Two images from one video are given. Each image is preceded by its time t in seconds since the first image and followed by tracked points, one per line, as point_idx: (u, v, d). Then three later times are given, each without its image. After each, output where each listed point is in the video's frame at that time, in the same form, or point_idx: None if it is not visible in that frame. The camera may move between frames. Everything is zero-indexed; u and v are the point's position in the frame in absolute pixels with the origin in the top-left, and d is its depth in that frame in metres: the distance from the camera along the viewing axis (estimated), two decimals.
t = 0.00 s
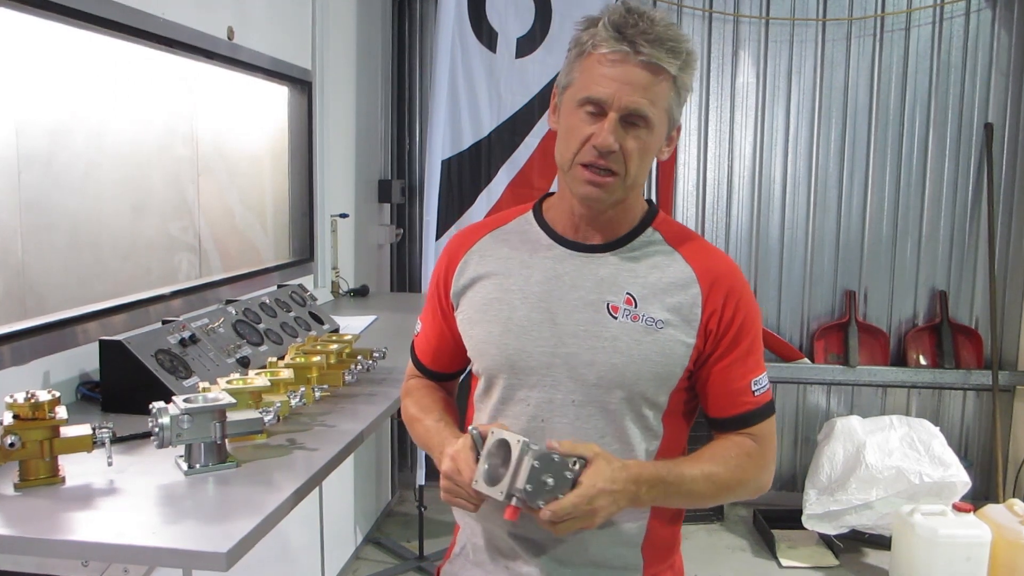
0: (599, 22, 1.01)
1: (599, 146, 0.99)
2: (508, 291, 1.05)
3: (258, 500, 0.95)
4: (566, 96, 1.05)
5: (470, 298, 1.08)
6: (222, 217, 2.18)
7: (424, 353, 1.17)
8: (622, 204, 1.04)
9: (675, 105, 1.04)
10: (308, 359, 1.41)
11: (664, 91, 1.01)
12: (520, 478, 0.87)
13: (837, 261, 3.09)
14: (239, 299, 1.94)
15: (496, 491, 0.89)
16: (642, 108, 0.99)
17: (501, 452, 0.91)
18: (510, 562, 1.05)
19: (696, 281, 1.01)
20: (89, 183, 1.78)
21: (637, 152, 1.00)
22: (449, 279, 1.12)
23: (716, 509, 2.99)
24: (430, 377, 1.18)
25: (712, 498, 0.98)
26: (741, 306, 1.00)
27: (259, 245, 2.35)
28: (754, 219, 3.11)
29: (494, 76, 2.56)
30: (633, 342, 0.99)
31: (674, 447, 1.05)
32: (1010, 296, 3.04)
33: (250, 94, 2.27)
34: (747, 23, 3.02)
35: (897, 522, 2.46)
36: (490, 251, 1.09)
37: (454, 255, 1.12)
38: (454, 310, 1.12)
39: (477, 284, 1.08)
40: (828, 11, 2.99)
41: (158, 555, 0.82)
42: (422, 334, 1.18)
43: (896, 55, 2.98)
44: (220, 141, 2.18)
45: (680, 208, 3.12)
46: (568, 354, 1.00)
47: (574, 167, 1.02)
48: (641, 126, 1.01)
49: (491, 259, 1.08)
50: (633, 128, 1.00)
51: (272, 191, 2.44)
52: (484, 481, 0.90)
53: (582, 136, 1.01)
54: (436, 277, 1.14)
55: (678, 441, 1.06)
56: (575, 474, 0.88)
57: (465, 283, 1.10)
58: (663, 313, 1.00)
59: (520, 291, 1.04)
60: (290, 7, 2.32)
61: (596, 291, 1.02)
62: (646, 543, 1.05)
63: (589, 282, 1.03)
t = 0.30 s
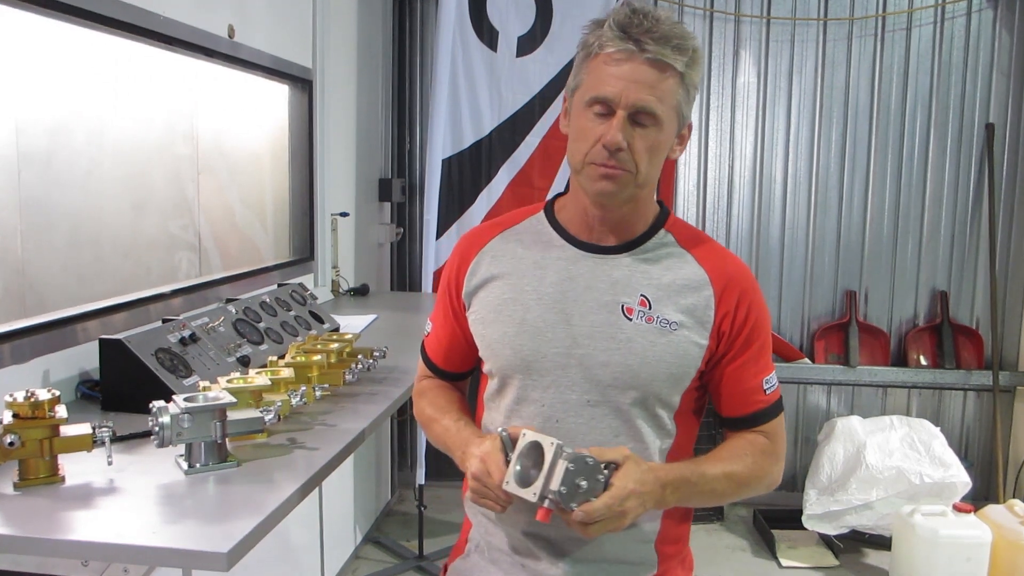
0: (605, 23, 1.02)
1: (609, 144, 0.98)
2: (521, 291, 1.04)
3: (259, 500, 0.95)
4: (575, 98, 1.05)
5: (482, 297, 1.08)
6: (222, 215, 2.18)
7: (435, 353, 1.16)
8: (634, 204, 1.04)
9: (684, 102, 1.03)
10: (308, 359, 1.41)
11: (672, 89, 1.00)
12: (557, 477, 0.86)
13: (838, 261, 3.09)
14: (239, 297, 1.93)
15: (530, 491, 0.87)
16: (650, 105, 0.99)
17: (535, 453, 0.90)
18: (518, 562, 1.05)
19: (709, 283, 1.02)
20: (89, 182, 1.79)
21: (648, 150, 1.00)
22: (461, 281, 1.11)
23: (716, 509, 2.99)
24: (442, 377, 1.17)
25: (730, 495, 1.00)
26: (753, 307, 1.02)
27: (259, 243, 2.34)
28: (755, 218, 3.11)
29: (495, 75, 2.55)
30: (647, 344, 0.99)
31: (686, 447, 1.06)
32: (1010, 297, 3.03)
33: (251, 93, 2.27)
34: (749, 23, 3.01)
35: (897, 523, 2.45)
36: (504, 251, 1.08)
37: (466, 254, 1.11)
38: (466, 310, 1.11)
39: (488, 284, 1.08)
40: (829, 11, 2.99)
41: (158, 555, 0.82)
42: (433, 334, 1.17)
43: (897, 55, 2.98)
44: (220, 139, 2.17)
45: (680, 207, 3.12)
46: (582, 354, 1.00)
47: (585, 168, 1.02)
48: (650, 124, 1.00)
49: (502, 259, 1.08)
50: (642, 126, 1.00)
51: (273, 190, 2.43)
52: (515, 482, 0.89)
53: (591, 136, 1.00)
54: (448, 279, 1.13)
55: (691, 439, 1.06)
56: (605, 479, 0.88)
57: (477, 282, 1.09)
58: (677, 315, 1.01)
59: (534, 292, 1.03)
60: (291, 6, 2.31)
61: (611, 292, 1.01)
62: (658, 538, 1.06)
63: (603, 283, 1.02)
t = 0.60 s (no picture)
0: (599, 16, 1.04)
1: (606, 123, 0.98)
2: (519, 289, 1.02)
3: (260, 499, 0.94)
4: (572, 90, 1.06)
5: (475, 293, 1.05)
6: (222, 214, 2.17)
7: (415, 347, 1.12)
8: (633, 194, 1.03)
9: (681, 90, 1.04)
10: (309, 357, 1.40)
11: (668, 74, 1.02)
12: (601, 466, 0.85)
13: (839, 260, 3.08)
14: (239, 296, 1.93)
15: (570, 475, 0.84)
16: (647, 88, 1.00)
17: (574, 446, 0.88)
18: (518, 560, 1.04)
19: (705, 283, 1.04)
20: (90, 179, 1.75)
21: (646, 131, 1.00)
22: (452, 274, 1.07)
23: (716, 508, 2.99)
24: (423, 373, 1.13)
25: (722, 489, 1.03)
26: (744, 308, 1.05)
27: (259, 242, 2.33)
28: (755, 218, 3.10)
29: (495, 74, 2.55)
30: (648, 343, 0.99)
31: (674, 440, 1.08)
32: (1011, 297, 3.03)
33: (250, 91, 2.26)
34: (749, 22, 3.01)
35: (897, 522, 2.45)
36: (500, 244, 1.06)
37: (459, 247, 1.08)
38: (458, 304, 1.08)
39: (483, 279, 1.06)
40: (830, 10, 2.98)
41: (160, 555, 0.81)
42: (412, 328, 1.12)
43: (898, 55, 2.97)
44: (220, 138, 2.17)
45: (681, 206, 3.12)
46: (582, 352, 1.00)
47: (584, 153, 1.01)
48: (648, 106, 1.01)
49: (499, 253, 1.05)
50: (640, 109, 1.01)
51: (273, 188, 2.43)
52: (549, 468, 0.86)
53: (589, 119, 1.01)
54: (435, 271, 1.09)
55: (679, 434, 1.08)
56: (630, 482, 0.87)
57: (471, 277, 1.06)
58: (676, 314, 1.01)
59: (532, 287, 1.02)
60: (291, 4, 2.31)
61: (610, 289, 1.01)
62: (649, 535, 1.08)
63: (603, 281, 1.02)
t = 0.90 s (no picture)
0: (568, 23, 1.03)
1: (585, 137, 0.98)
2: (507, 284, 1.03)
3: (262, 499, 0.94)
4: (547, 99, 1.05)
5: (467, 293, 1.06)
6: (222, 213, 2.17)
7: (415, 351, 1.14)
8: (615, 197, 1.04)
9: (657, 90, 1.04)
10: (311, 356, 1.41)
11: (643, 77, 1.01)
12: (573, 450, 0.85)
13: (839, 260, 3.08)
14: (239, 295, 1.93)
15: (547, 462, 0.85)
16: (624, 96, 1.00)
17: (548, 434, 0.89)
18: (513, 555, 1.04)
19: (692, 272, 1.03)
20: (90, 178, 1.74)
21: (625, 141, 1.00)
22: (444, 276, 1.09)
23: (716, 507, 3.00)
24: (425, 376, 1.15)
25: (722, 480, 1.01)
26: (734, 295, 1.03)
27: (259, 241, 2.33)
28: (755, 218, 3.10)
29: (494, 72, 2.54)
30: (634, 333, 0.99)
31: (671, 435, 1.06)
32: (1011, 295, 3.03)
33: (250, 90, 2.26)
34: (749, 21, 3.01)
35: (898, 521, 2.46)
36: (488, 245, 1.07)
37: (449, 250, 1.09)
38: (451, 306, 1.09)
39: (475, 278, 1.06)
40: (830, 9, 2.98)
41: (162, 554, 0.81)
42: (412, 334, 1.15)
43: (898, 55, 2.97)
44: (220, 137, 2.16)
45: (681, 205, 3.12)
46: (571, 344, 0.99)
47: (566, 167, 1.01)
48: (625, 113, 1.01)
49: (489, 252, 1.06)
50: (618, 117, 1.00)
51: (273, 187, 2.43)
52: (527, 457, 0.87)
53: (568, 133, 1.01)
54: (429, 275, 1.10)
55: (674, 428, 1.07)
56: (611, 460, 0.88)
57: (461, 279, 1.07)
58: (664, 303, 1.01)
59: (519, 282, 1.03)
60: (291, 3, 2.31)
61: (596, 282, 1.01)
62: (643, 532, 1.07)
63: (589, 274, 1.02)
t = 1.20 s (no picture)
0: (548, 27, 1.03)
1: (573, 139, 0.99)
2: (501, 288, 1.04)
3: (266, 499, 0.94)
4: (533, 104, 1.06)
5: (464, 297, 1.08)
6: (222, 214, 2.17)
7: (423, 352, 1.17)
8: (608, 199, 1.04)
9: (641, 86, 1.03)
10: (314, 356, 1.41)
11: (626, 74, 1.01)
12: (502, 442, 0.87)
13: (838, 258, 3.09)
14: (239, 295, 1.93)
15: (484, 462, 0.87)
16: (608, 94, 1.00)
17: (484, 428, 0.89)
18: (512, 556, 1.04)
19: (685, 272, 1.01)
20: (89, 179, 1.74)
21: (613, 139, 1.00)
22: (445, 279, 1.12)
23: (716, 505, 3.00)
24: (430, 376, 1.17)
25: (723, 482, 0.97)
26: (731, 293, 1.00)
27: (258, 242, 2.33)
28: (755, 216, 3.11)
29: (494, 72, 2.54)
30: (625, 332, 0.99)
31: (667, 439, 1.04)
32: (1010, 293, 3.04)
33: (250, 91, 2.26)
34: (748, 20, 3.01)
35: (898, 519, 2.46)
36: (484, 251, 1.08)
37: (449, 254, 1.11)
38: (451, 308, 1.11)
39: (473, 282, 1.08)
40: (829, 7, 2.98)
41: (166, 554, 0.82)
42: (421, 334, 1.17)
43: (897, 52, 2.98)
44: (220, 138, 2.17)
45: (681, 203, 3.12)
46: (561, 347, 1.00)
47: (556, 170, 1.02)
48: (612, 112, 1.01)
49: (486, 257, 1.08)
50: (604, 116, 1.00)
51: (273, 188, 2.43)
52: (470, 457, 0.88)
53: (556, 136, 1.01)
54: (432, 278, 1.13)
55: (671, 432, 1.05)
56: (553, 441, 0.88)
57: (458, 283, 1.09)
58: (654, 305, 1.00)
59: (512, 286, 1.04)
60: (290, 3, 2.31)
61: (588, 284, 1.02)
62: (642, 531, 1.05)
63: (581, 276, 1.02)
